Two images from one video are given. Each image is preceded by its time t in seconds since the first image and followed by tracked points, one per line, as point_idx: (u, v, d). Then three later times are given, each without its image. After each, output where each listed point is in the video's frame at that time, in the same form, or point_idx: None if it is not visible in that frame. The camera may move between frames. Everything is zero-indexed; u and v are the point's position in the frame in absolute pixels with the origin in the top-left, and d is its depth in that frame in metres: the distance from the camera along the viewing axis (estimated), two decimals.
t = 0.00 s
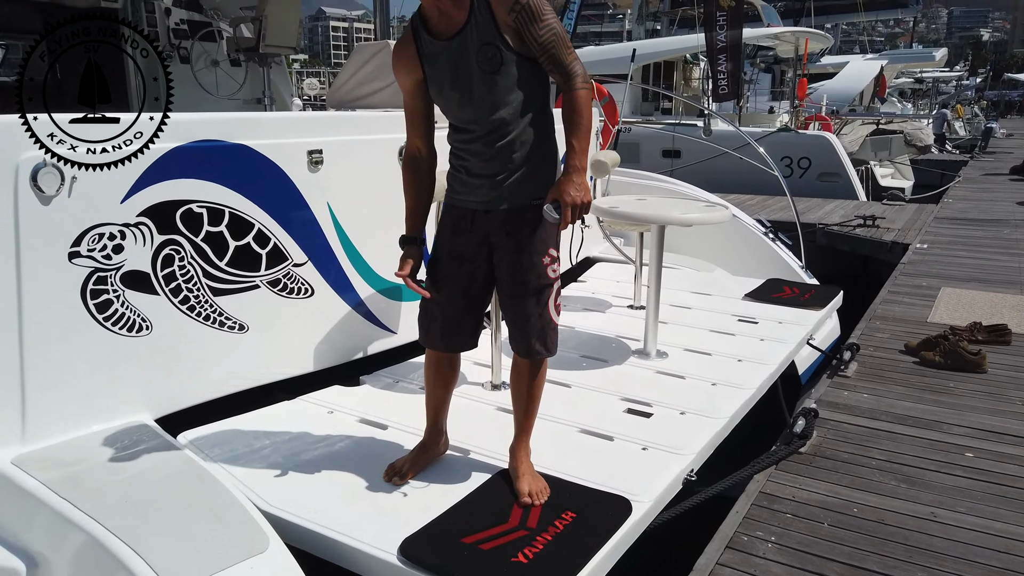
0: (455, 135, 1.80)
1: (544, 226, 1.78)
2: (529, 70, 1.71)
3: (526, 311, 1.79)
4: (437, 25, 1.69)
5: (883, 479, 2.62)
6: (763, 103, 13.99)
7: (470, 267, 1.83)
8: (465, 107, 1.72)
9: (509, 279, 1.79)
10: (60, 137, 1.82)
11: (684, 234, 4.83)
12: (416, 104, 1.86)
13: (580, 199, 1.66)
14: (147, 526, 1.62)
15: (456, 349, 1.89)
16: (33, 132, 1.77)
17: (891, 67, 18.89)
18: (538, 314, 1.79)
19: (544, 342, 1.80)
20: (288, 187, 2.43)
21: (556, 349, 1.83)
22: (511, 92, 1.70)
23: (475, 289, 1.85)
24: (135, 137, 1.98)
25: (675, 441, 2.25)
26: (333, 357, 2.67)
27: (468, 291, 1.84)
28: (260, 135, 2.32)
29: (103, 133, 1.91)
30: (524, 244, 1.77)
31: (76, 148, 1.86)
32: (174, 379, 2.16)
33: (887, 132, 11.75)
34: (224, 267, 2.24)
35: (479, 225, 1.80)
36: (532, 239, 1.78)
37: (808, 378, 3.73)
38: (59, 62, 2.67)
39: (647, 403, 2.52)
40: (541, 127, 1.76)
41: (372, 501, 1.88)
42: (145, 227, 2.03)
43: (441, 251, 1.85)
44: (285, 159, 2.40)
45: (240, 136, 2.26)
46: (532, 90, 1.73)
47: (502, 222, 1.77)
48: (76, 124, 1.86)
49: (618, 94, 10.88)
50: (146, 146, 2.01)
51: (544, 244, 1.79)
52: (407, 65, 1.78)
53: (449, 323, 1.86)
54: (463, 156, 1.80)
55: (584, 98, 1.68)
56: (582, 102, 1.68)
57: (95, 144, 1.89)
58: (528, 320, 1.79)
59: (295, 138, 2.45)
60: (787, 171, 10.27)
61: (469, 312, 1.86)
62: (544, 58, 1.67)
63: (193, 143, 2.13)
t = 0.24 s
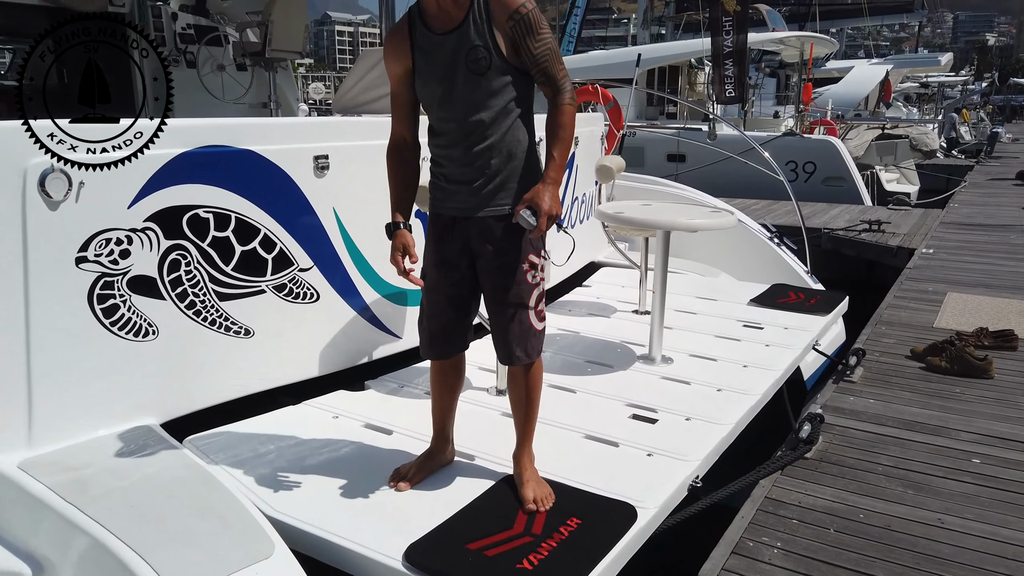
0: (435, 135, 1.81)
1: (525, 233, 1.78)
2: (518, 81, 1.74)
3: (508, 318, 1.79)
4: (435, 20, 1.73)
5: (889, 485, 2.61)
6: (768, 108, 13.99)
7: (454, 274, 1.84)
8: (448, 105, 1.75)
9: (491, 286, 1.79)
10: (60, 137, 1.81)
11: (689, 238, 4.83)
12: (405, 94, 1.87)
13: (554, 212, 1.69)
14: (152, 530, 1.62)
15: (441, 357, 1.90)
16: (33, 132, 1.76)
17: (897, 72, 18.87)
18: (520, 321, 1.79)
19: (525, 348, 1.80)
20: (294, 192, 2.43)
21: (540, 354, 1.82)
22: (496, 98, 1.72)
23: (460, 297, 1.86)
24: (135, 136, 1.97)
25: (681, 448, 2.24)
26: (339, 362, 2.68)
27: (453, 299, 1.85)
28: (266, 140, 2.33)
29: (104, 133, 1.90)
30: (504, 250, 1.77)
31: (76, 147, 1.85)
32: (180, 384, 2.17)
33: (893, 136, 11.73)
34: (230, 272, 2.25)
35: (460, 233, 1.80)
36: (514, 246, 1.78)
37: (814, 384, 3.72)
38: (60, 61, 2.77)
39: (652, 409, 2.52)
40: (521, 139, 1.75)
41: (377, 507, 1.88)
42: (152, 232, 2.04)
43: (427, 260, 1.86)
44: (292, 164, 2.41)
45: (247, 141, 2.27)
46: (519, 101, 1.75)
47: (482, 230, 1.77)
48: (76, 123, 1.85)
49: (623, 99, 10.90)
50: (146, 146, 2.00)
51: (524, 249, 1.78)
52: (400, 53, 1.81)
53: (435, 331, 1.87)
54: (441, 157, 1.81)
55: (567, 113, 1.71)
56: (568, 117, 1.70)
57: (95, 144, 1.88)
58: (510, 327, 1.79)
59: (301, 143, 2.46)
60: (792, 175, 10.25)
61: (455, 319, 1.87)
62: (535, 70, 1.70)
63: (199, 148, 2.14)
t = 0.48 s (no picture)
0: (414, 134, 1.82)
1: (500, 239, 1.78)
2: (501, 92, 1.75)
3: (483, 323, 1.79)
4: (431, 18, 1.74)
5: (894, 491, 2.60)
6: (772, 112, 13.99)
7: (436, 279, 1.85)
8: (429, 105, 1.75)
9: (468, 291, 1.79)
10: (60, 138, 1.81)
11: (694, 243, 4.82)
12: (393, 87, 1.86)
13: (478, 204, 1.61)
14: (156, 536, 1.62)
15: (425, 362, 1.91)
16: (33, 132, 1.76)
17: (901, 76, 18.86)
18: (496, 326, 1.79)
19: (500, 354, 1.79)
20: (299, 197, 2.44)
21: (519, 360, 1.80)
22: (478, 103, 1.72)
23: (443, 302, 1.87)
24: (135, 136, 1.96)
25: (685, 454, 2.23)
26: (343, 367, 2.68)
27: (436, 303, 1.87)
28: (272, 146, 2.34)
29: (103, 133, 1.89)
30: (479, 255, 1.77)
31: (76, 147, 1.84)
32: (185, 389, 2.17)
33: (898, 141, 11.72)
34: (235, 277, 2.26)
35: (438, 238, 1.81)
36: (489, 250, 1.77)
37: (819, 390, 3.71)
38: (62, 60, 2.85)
39: (656, 415, 2.52)
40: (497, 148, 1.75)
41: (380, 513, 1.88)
42: (157, 238, 2.04)
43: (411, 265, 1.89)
44: (297, 170, 2.42)
45: (252, 147, 2.28)
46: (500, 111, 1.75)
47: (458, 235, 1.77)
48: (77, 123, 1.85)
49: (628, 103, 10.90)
50: (146, 146, 1.99)
51: (499, 254, 1.78)
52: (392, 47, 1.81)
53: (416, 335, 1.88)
54: (420, 157, 1.82)
55: (536, 128, 1.70)
56: (534, 130, 1.69)
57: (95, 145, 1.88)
58: (484, 332, 1.78)
59: (307, 149, 2.46)
60: (797, 179, 10.24)
61: (438, 324, 1.88)
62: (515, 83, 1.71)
63: (205, 154, 2.14)
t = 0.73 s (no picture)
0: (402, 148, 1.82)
1: (493, 252, 1.78)
2: (491, 112, 1.77)
3: (479, 337, 1.79)
4: (427, 32, 1.74)
5: (900, 510, 2.58)
6: (777, 127, 14.03)
7: (432, 296, 1.85)
8: (418, 120, 1.76)
9: (463, 306, 1.80)
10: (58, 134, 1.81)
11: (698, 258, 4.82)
12: (383, 100, 1.86)
13: (452, 204, 1.60)
14: (159, 552, 1.62)
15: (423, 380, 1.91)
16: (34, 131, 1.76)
17: (905, 91, 18.91)
18: (492, 340, 1.79)
19: (497, 369, 1.79)
20: (304, 213, 2.45)
21: (519, 376, 1.80)
22: (468, 121, 1.73)
23: (439, 318, 1.87)
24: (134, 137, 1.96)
25: (689, 472, 2.22)
26: (346, 383, 2.68)
27: (433, 320, 1.87)
28: (278, 163, 2.35)
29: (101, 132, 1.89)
30: (474, 269, 1.77)
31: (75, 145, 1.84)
32: (189, 405, 2.17)
33: (903, 155, 11.72)
34: (239, 293, 2.27)
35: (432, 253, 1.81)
36: (483, 264, 1.78)
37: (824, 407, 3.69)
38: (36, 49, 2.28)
39: (661, 432, 2.51)
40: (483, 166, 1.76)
41: (382, 531, 1.88)
42: (162, 254, 2.06)
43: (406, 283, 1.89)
44: (302, 186, 2.43)
45: (258, 164, 2.29)
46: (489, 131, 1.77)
47: (450, 249, 1.78)
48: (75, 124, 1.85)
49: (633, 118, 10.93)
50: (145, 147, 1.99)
51: (493, 266, 1.78)
52: (384, 59, 1.82)
53: (415, 353, 1.88)
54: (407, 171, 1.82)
55: (523, 151, 1.72)
56: (517, 148, 1.70)
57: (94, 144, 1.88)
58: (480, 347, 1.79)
59: (312, 166, 2.48)
60: (801, 194, 10.24)
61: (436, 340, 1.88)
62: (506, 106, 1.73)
63: (212, 170, 2.16)
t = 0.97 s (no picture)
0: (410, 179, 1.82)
1: (502, 286, 1.80)
2: (502, 145, 1.79)
3: (487, 372, 1.80)
4: (438, 67, 1.78)
5: (909, 547, 2.54)
6: (779, 160, 14.13)
7: (439, 330, 1.85)
8: (428, 152, 1.77)
9: (472, 340, 1.80)
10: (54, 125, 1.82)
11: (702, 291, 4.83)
12: (391, 133, 1.88)
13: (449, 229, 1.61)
14: None
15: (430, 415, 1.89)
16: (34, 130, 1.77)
17: (906, 125, 19.07)
18: (500, 375, 1.79)
19: (505, 404, 1.79)
20: (309, 245, 2.47)
21: (525, 411, 1.81)
22: (479, 154, 1.75)
23: (447, 353, 1.87)
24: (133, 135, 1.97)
25: (695, 507, 2.20)
26: (350, 416, 2.68)
27: (440, 354, 1.87)
28: (285, 196, 2.38)
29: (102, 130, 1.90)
30: (482, 304, 1.78)
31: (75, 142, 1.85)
32: (191, 437, 2.17)
33: (906, 189, 11.79)
34: (244, 325, 2.27)
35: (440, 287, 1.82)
36: (492, 298, 1.79)
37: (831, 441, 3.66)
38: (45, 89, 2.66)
39: (666, 466, 2.49)
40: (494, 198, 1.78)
41: (384, 567, 1.85)
42: (168, 285, 2.07)
43: (412, 316, 1.88)
44: (309, 219, 2.46)
45: (265, 196, 2.32)
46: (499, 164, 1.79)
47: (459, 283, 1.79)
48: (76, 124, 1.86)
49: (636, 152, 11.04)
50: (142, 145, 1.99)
51: (501, 301, 1.80)
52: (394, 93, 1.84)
53: (422, 388, 1.88)
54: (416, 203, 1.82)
55: (536, 181, 1.75)
56: (528, 179, 1.73)
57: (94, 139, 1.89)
58: (489, 382, 1.79)
59: (319, 199, 2.51)
60: (805, 227, 10.28)
61: (444, 375, 1.88)
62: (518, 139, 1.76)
63: (219, 202, 2.18)
